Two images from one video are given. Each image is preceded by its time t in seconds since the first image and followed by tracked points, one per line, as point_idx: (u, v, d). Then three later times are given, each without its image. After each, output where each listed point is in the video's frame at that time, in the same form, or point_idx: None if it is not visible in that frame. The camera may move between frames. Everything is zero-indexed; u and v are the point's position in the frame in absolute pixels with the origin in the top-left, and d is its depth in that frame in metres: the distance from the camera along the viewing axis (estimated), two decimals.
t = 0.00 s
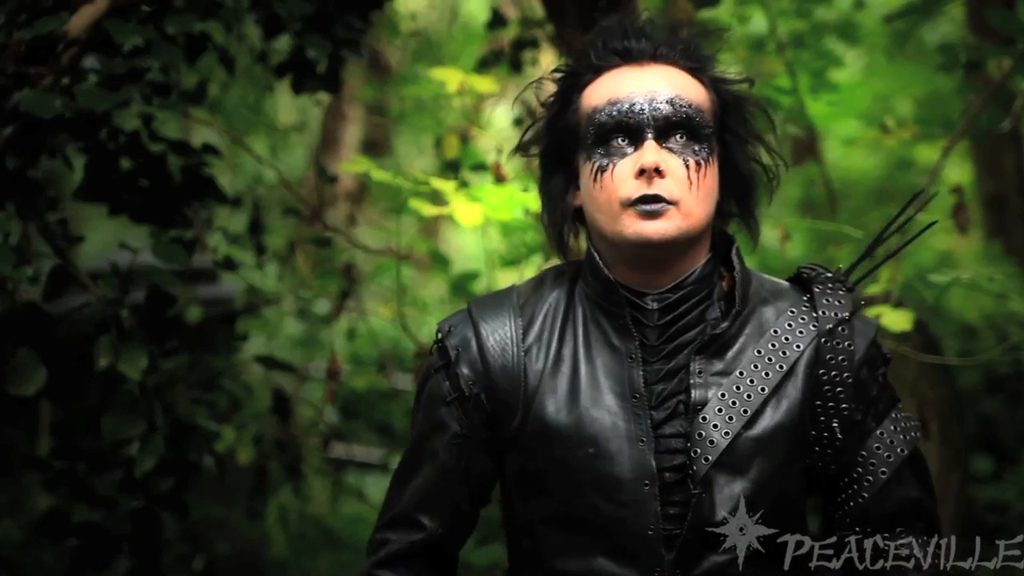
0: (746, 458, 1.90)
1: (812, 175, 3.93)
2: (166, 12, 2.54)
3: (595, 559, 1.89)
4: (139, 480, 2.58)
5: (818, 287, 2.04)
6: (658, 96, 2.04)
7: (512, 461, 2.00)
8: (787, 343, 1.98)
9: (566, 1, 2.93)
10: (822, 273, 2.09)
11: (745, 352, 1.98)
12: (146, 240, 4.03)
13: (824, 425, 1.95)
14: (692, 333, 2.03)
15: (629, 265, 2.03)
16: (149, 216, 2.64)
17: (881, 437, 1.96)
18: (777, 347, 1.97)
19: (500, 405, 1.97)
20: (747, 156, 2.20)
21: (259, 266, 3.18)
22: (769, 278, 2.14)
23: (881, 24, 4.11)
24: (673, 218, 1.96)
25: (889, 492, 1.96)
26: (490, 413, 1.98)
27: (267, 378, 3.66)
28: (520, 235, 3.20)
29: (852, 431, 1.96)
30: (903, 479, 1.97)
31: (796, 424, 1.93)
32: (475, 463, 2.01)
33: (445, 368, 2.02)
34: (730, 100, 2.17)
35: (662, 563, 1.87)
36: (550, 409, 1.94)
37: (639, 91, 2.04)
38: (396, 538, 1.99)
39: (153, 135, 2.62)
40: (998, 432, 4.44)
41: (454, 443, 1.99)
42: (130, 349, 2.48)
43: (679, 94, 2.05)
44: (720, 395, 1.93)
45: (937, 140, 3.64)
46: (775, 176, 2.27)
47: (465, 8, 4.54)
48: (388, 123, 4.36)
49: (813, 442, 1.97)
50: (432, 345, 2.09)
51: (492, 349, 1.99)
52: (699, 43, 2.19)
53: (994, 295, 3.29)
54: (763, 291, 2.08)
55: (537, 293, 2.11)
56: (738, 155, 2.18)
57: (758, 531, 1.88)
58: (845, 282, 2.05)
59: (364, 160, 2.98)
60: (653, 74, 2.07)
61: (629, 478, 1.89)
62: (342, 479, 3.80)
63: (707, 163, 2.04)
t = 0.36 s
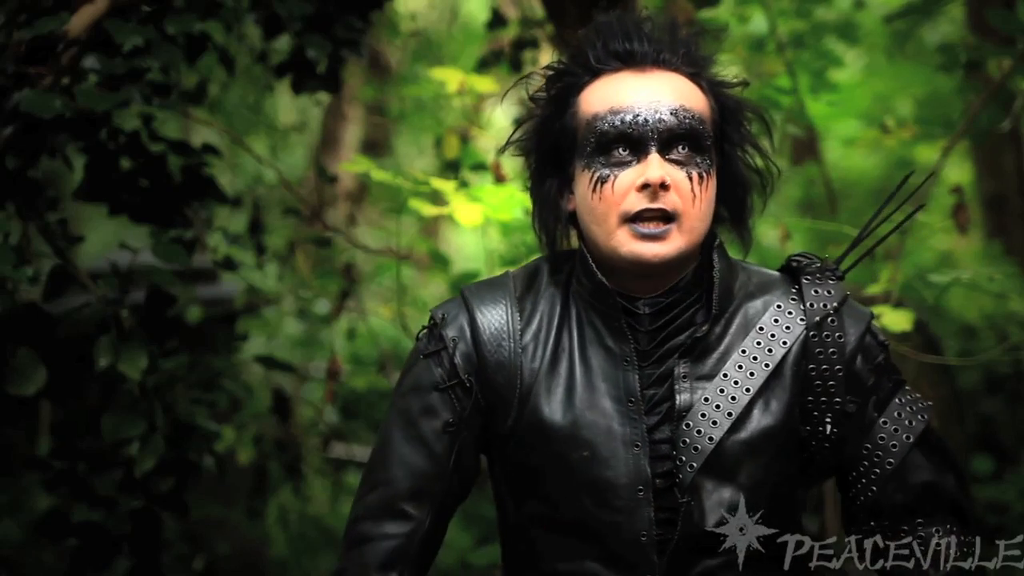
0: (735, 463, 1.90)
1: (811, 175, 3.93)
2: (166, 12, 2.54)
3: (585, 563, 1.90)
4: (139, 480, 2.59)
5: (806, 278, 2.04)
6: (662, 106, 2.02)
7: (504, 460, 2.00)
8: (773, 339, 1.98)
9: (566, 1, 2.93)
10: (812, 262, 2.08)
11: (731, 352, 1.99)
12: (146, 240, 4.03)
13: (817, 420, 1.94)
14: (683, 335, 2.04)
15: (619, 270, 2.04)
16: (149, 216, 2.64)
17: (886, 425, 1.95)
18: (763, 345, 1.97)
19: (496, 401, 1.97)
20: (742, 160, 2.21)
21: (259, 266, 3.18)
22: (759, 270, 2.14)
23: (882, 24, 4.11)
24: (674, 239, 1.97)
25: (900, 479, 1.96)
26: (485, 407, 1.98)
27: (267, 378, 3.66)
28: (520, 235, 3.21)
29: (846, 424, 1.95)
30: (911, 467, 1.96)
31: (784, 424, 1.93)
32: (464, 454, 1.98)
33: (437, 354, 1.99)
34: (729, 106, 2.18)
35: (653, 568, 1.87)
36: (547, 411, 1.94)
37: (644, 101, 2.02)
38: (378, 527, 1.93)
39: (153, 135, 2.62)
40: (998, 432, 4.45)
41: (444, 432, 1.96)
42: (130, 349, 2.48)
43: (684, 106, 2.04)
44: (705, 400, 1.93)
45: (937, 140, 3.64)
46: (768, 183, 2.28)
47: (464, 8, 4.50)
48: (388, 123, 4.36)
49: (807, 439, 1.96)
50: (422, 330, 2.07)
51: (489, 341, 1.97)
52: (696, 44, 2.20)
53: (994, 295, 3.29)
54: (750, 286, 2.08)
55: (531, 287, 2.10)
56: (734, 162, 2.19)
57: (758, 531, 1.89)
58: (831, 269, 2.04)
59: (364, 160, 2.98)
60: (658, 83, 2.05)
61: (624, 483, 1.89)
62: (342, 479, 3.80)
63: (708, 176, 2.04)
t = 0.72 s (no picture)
0: (732, 467, 1.90)
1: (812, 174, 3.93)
2: (166, 12, 2.54)
3: (582, 562, 1.90)
4: (139, 480, 2.59)
5: (804, 283, 2.03)
6: (653, 104, 2.03)
7: (503, 460, 2.00)
8: (770, 345, 1.97)
9: (566, 2, 2.93)
10: (810, 268, 2.08)
11: (727, 358, 1.99)
12: (146, 240, 4.03)
13: (813, 426, 1.93)
14: (679, 335, 2.04)
15: (620, 274, 2.04)
16: (149, 216, 2.64)
17: (881, 433, 1.95)
18: (761, 351, 1.97)
19: (494, 399, 1.97)
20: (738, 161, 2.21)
21: (259, 266, 3.18)
22: (756, 275, 2.14)
23: (882, 24, 4.11)
24: (662, 232, 1.96)
25: (894, 487, 1.94)
26: (484, 406, 1.98)
27: (267, 378, 3.66)
28: (519, 234, 3.21)
29: (842, 430, 1.94)
30: (904, 476, 1.94)
31: (782, 430, 1.93)
32: (465, 452, 1.97)
33: (437, 351, 1.99)
34: (722, 107, 2.18)
35: (650, 568, 1.87)
36: (544, 409, 1.94)
37: (635, 98, 2.03)
38: (382, 525, 1.89)
39: (153, 135, 2.62)
40: (998, 432, 4.45)
41: (446, 429, 1.95)
42: (130, 349, 2.48)
43: (674, 104, 2.04)
44: (702, 403, 1.93)
45: (937, 140, 3.64)
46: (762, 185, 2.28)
47: (465, 8, 4.51)
48: (387, 123, 4.36)
49: (803, 444, 1.96)
50: (422, 327, 2.06)
51: (489, 340, 1.98)
52: (693, 44, 2.20)
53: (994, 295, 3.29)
54: (746, 292, 2.08)
55: (529, 286, 2.10)
56: (727, 161, 2.19)
57: (758, 531, 1.89)
58: (830, 276, 2.04)
59: (364, 160, 2.98)
60: (651, 82, 2.06)
61: (621, 481, 1.89)
62: (343, 479, 3.80)
63: (700, 174, 2.04)
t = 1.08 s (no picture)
0: (733, 467, 1.90)
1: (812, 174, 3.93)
2: (166, 12, 2.54)
3: (582, 562, 1.90)
4: (139, 480, 2.59)
5: (803, 285, 2.04)
6: (647, 104, 2.03)
7: (503, 461, 2.00)
8: (770, 346, 1.97)
9: (566, 1, 2.94)
10: (809, 270, 2.09)
11: (727, 359, 1.99)
12: (146, 240, 4.03)
13: (813, 427, 1.94)
14: (679, 336, 2.04)
15: (620, 270, 2.03)
16: (149, 216, 2.64)
17: (880, 434, 1.95)
18: (761, 352, 1.97)
19: (495, 400, 1.97)
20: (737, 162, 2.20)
21: (259, 266, 3.19)
22: (756, 277, 2.14)
23: (882, 24, 4.11)
24: (660, 230, 1.96)
25: (893, 488, 1.94)
26: (484, 407, 1.98)
27: (267, 378, 3.66)
28: (519, 234, 3.21)
29: (842, 431, 1.94)
30: (903, 477, 1.94)
31: (782, 431, 1.93)
32: (466, 452, 1.97)
33: (438, 353, 1.99)
34: (721, 108, 2.18)
35: (650, 567, 1.87)
36: (544, 409, 1.94)
37: (629, 98, 2.03)
38: (384, 525, 1.89)
39: (153, 135, 2.62)
40: (998, 432, 4.45)
41: (448, 429, 1.95)
42: (130, 349, 2.48)
43: (669, 103, 2.04)
44: (702, 404, 1.93)
45: (937, 140, 3.64)
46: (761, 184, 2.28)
47: (465, 8, 4.50)
48: (387, 123, 4.36)
49: (802, 445, 1.96)
50: (422, 329, 2.07)
51: (489, 341, 1.98)
52: (691, 45, 2.20)
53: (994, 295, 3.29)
54: (746, 293, 2.08)
55: (530, 288, 2.11)
56: (726, 162, 2.19)
57: (758, 531, 1.89)
58: (829, 277, 2.04)
59: (364, 160, 2.98)
60: (646, 82, 2.06)
61: (621, 481, 1.89)
62: (343, 479, 3.80)
63: (696, 173, 2.04)
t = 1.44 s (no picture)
0: (736, 468, 1.90)
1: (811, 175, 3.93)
2: (166, 12, 2.54)
3: (583, 562, 1.90)
4: (139, 480, 2.59)
5: (806, 287, 2.04)
6: (652, 104, 2.03)
7: (505, 461, 2.00)
8: (773, 348, 1.97)
9: (566, 1, 2.93)
10: (812, 271, 2.09)
11: (730, 360, 1.99)
12: (146, 240, 4.03)
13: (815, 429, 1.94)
14: (682, 337, 2.04)
15: (621, 271, 2.03)
16: (149, 215, 2.63)
17: (883, 436, 1.95)
18: (764, 353, 1.97)
19: (497, 400, 1.97)
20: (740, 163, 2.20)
21: (259, 266, 3.19)
22: (760, 278, 2.14)
23: (882, 24, 4.11)
24: (664, 230, 1.96)
25: (895, 490, 1.94)
26: (487, 407, 1.98)
27: (267, 378, 3.66)
28: (520, 235, 3.21)
29: (845, 433, 1.95)
30: (905, 479, 1.94)
31: (785, 432, 1.93)
32: (468, 451, 1.97)
33: (441, 353, 1.99)
34: (726, 108, 2.18)
35: (652, 568, 1.87)
36: (546, 409, 1.94)
37: (634, 98, 2.03)
38: (386, 525, 1.89)
39: (153, 136, 2.62)
40: (998, 432, 4.45)
41: (450, 430, 1.95)
42: (130, 349, 2.48)
43: (675, 104, 2.04)
44: (706, 405, 1.93)
45: (937, 140, 3.65)
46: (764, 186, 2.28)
47: (465, 9, 4.44)
48: (388, 123, 4.36)
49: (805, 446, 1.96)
50: (425, 329, 2.07)
51: (492, 341, 1.98)
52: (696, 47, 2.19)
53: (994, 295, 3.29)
54: (749, 295, 2.08)
55: (532, 288, 2.11)
56: (730, 163, 2.19)
57: (758, 531, 1.89)
58: (832, 279, 2.04)
59: (364, 160, 2.98)
60: (652, 82, 2.06)
61: (623, 481, 1.89)
62: (343, 479, 3.80)
63: (701, 173, 2.04)
